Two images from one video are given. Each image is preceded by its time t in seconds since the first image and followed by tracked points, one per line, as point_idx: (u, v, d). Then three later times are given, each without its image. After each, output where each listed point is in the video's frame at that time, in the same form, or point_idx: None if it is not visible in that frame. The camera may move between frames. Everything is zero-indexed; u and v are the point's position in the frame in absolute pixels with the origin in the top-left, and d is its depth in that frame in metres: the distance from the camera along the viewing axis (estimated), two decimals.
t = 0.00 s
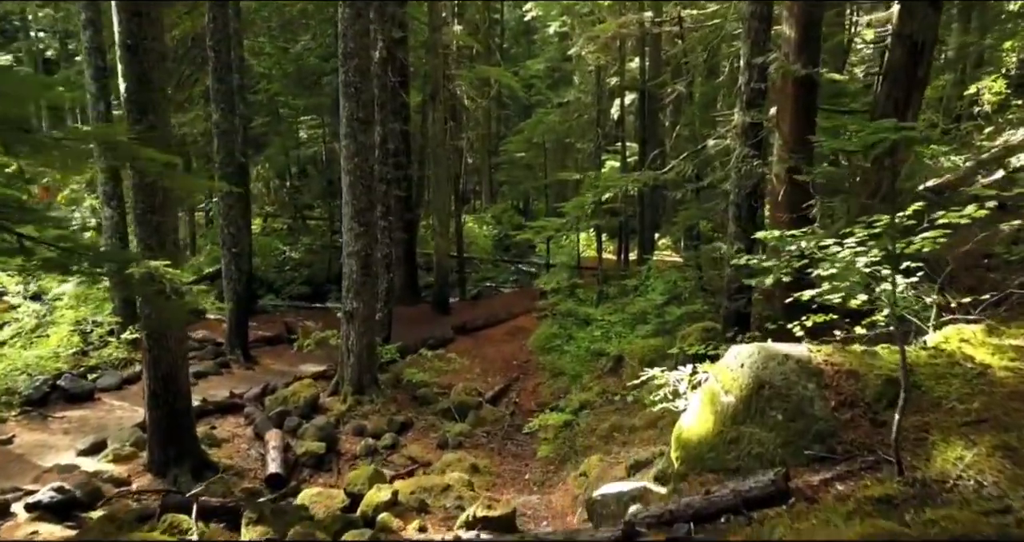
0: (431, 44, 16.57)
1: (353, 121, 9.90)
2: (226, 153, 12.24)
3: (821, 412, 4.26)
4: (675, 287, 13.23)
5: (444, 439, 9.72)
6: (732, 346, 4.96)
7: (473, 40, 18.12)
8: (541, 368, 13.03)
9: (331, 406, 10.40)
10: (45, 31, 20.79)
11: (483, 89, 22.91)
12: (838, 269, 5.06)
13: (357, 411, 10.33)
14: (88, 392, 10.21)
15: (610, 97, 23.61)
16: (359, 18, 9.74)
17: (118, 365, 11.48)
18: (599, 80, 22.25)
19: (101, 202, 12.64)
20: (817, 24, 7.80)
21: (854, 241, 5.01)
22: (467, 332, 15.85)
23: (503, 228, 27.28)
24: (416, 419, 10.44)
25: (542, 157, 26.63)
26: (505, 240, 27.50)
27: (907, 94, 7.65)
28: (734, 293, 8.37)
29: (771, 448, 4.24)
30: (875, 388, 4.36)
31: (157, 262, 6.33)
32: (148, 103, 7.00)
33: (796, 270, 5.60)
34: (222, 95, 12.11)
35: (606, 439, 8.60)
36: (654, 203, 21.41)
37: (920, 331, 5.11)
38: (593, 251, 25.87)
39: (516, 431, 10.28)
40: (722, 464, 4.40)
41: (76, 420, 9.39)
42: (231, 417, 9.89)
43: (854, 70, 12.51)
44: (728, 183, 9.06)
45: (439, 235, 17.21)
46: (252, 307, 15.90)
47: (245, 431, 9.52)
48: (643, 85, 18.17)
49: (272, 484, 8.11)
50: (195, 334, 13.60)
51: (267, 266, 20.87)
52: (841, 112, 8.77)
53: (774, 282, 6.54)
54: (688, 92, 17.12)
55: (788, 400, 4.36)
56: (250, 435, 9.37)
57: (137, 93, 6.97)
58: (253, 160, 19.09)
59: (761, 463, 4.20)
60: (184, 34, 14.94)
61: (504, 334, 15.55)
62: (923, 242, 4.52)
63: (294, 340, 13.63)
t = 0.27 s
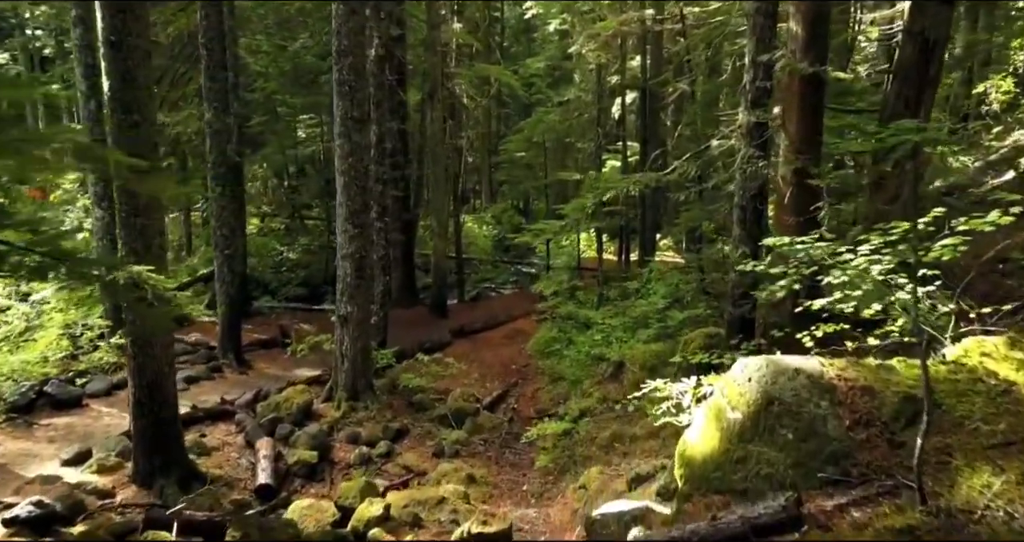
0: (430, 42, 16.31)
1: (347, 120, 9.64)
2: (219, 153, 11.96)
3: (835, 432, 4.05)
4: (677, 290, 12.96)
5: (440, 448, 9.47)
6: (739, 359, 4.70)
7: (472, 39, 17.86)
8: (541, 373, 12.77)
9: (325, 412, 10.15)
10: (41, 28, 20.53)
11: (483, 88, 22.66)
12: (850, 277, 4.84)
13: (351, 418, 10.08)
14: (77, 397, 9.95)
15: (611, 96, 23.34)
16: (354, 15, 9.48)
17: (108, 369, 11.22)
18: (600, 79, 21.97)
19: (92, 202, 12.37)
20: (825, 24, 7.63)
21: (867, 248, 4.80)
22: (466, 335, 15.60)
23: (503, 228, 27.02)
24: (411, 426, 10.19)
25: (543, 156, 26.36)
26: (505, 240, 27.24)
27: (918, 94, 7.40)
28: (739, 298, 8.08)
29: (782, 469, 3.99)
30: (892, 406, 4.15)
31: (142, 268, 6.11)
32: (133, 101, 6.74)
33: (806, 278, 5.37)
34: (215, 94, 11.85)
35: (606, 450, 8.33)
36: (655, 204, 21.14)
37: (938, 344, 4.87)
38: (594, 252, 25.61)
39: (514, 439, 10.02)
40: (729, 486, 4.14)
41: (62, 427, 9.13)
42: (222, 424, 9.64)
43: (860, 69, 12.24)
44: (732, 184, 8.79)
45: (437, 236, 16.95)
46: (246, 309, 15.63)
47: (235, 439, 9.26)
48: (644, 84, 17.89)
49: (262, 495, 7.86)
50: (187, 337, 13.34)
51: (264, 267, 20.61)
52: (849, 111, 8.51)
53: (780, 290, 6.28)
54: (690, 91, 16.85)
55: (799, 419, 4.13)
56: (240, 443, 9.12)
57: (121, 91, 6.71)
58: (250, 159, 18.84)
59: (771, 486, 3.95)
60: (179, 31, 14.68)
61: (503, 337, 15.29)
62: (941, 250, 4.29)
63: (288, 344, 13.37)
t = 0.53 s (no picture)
0: (427, 41, 16.07)
1: (341, 121, 9.42)
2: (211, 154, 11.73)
3: (848, 452, 3.84)
4: (678, 293, 12.73)
5: (436, 457, 9.24)
6: (744, 373, 4.48)
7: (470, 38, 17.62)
8: (540, 378, 12.53)
9: (318, 419, 9.92)
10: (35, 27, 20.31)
11: (482, 87, 22.42)
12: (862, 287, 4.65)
13: (345, 425, 9.84)
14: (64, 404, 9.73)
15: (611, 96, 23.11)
16: (348, 13, 9.24)
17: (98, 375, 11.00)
18: (600, 79, 21.74)
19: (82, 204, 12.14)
20: (832, 22, 7.39)
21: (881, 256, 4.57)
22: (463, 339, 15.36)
23: (503, 229, 26.80)
24: (406, 434, 9.96)
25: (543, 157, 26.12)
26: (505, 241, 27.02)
27: (928, 94, 7.20)
28: (742, 304, 7.84)
29: (791, 491, 3.77)
30: (907, 425, 3.96)
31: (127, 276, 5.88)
32: (116, 101, 6.50)
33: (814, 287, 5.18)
34: (208, 94, 11.62)
35: (607, 460, 8.10)
36: (656, 205, 20.90)
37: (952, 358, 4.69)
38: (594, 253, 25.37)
39: (512, 448, 9.79)
40: (735, 507, 3.91)
41: (49, 435, 8.89)
42: (212, 433, 9.42)
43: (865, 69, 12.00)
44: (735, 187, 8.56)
45: (435, 238, 16.72)
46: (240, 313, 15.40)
47: (225, 448, 9.03)
48: (645, 84, 17.66)
49: (252, 507, 7.64)
50: (180, 342, 13.12)
51: (260, 268, 20.37)
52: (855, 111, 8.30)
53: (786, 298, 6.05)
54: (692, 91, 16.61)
55: (810, 438, 3.92)
56: (231, 452, 8.89)
57: (103, 91, 6.47)
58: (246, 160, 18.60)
59: (780, 509, 3.72)
60: (172, 30, 14.44)
61: (502, 341, 15.06)
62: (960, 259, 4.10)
63: (282, 348, 13.14)
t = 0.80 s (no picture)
0: (424, 40, 15.83)
1: (335, 121, 9.20)
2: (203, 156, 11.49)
3: (864, 476, 3.62)
4: (679, 297, 12.49)
5: (432, 467, 9.00)
6: (752, 389, 4.25)
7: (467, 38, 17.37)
8: (539, 383, 12.29)
9: (311, 427, 9.69)
10: (29, 27, 20.05)
11: (480, 87, 22.19)
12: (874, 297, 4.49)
13: (338, 434, 9.60)
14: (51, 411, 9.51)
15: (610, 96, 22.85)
16: (341, 12, 9.01)
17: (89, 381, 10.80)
18: (600, 79, 21.49)
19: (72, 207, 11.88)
20: (839, 20, 7.07)
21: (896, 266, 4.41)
22: (461, 342, 15.14)
23: (502, 230, 26.54)
24: (401, 443, 9.71)
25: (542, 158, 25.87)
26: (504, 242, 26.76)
27: (937, 94, 7.01)
28: (745, 311, 7.64)
29: (802, 516, 3.54)
30: (927, 446, 3.79)
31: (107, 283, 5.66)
32: (98, 101, 6.24)
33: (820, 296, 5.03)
34: (199, 94, 11.38)
35: (607, 471, 7.86)
36: (656, 207, 20.66)
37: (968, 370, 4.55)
38: (594, 254, 25.11)
39: (510, 456, 9.56)
40: (744, 534, 3.66)
41: (33, 445, 8.64)
42: (201, 442, 9.18)
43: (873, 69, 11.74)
44: (738, 189, 8.32)
45: (433, 240, 16.49)
46: (234, 316, 15.16)
47: (215, 458, 8.78)
48: (645, 84, 17.40)
49: (240, 519, 7.40)
50: (172, 347, 12.89)
51: (256, 271, 20.14)
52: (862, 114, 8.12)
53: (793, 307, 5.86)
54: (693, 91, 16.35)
55: (824, 460, 3.70)
56: (220, 462, 8.66)
57: (84, 91, 6.21)
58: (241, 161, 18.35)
59: (791, 536, 3.48)
60: (164, 29, 14.17)
61: (500, 345, 14.82)
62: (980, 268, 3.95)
63: (276, 352, 12.90)
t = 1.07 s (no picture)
0: (421, 40, 15.57)
1: (328, 121, 8.96)
2: (193, 156, 11.23)
3: (880, 502, 3.44)
4: (681, 301, 12.25)
5: (427, 476, 8.77)
6: (759, 405, 4.05)
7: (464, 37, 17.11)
8: (537, 389, 12.07)
9: (304, 435, 9.47)
10: (22, 26, 19.82)
11: (478, 87, 21.93)
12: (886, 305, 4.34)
13: (331, 442, 9.38)
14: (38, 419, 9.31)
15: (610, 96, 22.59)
16: (334, 10, 8.76)
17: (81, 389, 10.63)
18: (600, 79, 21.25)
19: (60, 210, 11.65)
20: (846, 16, 6.83)
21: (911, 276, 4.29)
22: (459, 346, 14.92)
23: (501, 231, 26.30)
24: (396, 451, 9.48)
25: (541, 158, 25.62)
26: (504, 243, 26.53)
27: (947, 94, 6.78)
28: (748, 317, 7.46)
29: None
30: (947, 469, 3.63)
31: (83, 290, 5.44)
32: (79, 102, 6.02)
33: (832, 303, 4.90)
34: (190, 93, 11.13)
35: (607, 482, 7.63)
36: (656, 208, 20.42)
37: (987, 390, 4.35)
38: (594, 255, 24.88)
39: (507, 465, 9.33)
40: None
41: (17, 454, 8.42)
42: (190, 451, 8.94)
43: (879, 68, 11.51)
44: (741, 191, 8.10)
45: (430, 242, 16.25)
46: (227, 319, 14.91)
47: (204, 467, 8.57)
48: (646, 83, 17.15)
49: (229, 533, 7.18)
50: (164, 352, 12.67)
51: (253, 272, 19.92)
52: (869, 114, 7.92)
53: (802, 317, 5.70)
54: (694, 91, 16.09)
55: (837, 483, 3.51)
56: (209, 472, 8.42)
57: (64, 91, 5.97)
58: (236, 161, 18.09)
59: None
60: (156, 28, 13.93)
61: (498, 349, 14.59)
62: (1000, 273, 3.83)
63: (270, 357, 12.69)
